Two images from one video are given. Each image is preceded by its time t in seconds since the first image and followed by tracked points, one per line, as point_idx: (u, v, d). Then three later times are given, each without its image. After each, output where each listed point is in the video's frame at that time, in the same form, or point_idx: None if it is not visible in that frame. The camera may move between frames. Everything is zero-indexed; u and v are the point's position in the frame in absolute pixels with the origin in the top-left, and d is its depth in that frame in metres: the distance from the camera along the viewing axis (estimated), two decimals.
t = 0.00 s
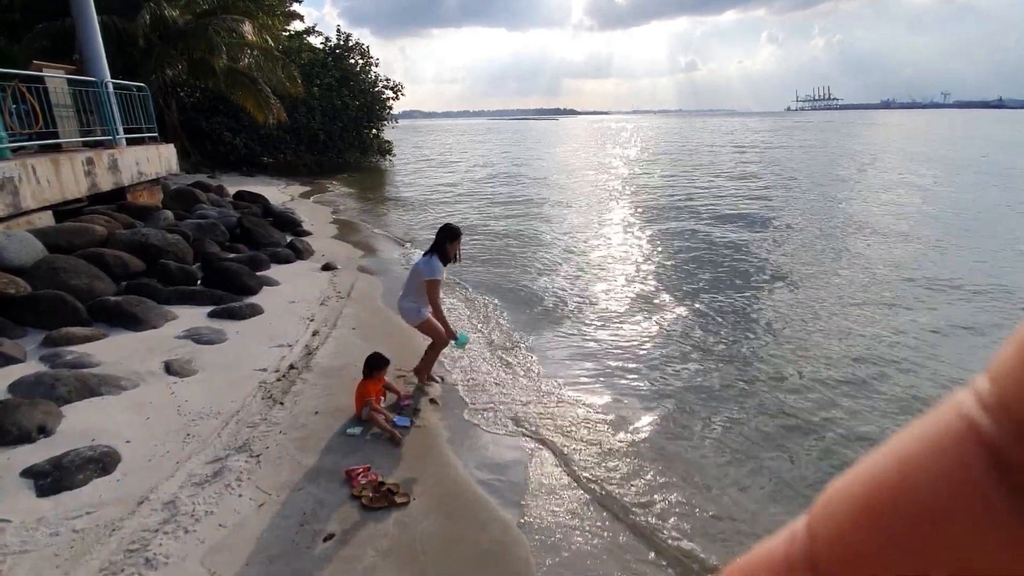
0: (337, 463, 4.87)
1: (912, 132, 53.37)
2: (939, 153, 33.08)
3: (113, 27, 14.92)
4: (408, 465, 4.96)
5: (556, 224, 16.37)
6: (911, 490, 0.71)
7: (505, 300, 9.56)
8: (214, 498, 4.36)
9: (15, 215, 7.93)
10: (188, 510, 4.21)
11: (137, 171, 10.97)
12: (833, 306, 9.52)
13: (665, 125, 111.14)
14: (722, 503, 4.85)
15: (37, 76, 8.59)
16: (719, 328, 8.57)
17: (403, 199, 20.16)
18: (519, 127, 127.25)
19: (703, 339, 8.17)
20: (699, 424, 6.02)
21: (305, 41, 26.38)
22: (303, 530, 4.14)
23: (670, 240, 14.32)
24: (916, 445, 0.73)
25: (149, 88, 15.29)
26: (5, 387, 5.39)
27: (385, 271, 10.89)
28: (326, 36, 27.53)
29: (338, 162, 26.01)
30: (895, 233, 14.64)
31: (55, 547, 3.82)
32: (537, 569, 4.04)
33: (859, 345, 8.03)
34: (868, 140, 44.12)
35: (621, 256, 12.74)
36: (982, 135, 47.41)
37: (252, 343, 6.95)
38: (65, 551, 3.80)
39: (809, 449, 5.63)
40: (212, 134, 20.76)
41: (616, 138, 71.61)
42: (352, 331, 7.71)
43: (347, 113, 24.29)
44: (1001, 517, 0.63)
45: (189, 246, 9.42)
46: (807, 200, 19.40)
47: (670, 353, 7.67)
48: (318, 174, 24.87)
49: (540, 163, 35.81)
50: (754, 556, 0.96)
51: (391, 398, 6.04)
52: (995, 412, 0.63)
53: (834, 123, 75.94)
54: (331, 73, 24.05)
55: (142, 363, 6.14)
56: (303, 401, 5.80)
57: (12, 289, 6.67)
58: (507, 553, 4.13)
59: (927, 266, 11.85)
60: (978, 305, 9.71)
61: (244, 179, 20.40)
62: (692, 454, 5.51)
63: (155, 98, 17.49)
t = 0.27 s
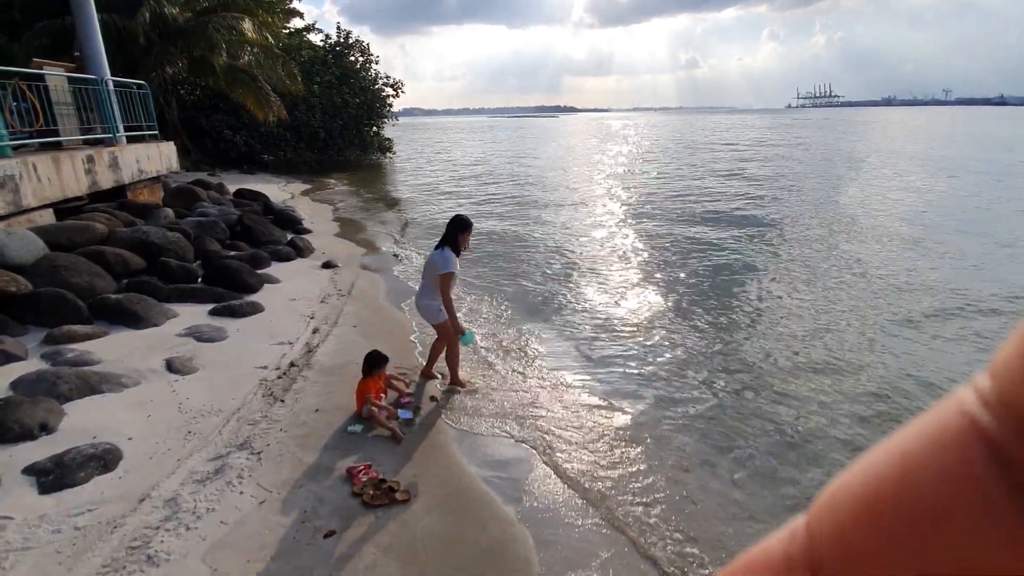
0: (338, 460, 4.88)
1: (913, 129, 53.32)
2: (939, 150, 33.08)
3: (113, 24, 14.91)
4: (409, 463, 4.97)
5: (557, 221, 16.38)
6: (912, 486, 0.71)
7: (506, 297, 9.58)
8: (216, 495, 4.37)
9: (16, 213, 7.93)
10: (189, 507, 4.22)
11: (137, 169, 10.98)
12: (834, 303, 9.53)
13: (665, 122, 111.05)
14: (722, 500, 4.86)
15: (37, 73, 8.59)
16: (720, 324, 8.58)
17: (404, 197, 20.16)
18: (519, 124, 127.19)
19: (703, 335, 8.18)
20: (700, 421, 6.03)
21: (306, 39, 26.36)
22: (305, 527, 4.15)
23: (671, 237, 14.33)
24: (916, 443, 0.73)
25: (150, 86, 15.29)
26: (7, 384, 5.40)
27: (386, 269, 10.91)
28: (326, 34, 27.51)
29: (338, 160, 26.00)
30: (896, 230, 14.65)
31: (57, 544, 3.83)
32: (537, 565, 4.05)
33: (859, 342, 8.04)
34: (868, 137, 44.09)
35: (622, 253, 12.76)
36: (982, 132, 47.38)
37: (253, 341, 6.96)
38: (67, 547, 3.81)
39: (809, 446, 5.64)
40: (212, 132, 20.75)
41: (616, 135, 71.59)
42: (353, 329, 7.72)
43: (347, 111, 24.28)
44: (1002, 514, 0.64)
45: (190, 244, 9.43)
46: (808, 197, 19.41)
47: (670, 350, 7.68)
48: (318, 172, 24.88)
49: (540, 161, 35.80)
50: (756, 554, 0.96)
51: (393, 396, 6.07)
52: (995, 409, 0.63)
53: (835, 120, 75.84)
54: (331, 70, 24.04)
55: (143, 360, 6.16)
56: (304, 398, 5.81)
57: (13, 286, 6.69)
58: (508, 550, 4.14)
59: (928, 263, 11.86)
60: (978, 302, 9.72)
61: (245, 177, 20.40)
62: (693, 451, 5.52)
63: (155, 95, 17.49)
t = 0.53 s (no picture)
0: (339, 459, 4.89)
1: (914, 127, 53.25)
2: (940, 148, 32.99)
3: (113, 23, 14.91)
4: (409, 462, 4.98)
5: (557, 219, 16.38)
6: (910, 485, 0.72)
7: (506, 295, 9.58)
8: (217, 494, 4.38)
9: (16, 212, 7.94)
10: (190, 506, 4.23)
11: (137, 167, 10.98)
12: (833, 301, 9.53)
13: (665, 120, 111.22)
14: (722, 498, 4.87)
15: (37, 72, 8.59)
16: (719, 323, 8.58)
17: (404, 196, 20.16)
18: (520, 123, 127.15)
19: (703, 334, 8.19)
20: (699, 419, 6.03)
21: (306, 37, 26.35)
22: (306, 525, 4.16)
23: (671, 235, 14.33)
24: (914, 442, 0.73)
25: (150, 85, 15.28)
26: (8, 383, 5.41)
27: (386, 268, 10.91)
28: (326, 32, 27.50)
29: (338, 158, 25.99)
30: (896, 228, 14.66)
31: (58, 542, 3.84)
32: (538, 564, 4.06)
33: (860, 341, 8.03)
34: (869, 136, 44.01)
35: (622, 251, 12.76)
36: (983, 130, 47.33)
37: (254, 340, 6.97)
38: (68, 546, 3.82)
39: (809, 445, 5.64)
40: (212, 130, 20.74)
41: (616, 133, 71.53)
42: (354, 328, 7.73)
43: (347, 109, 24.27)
44: (998, 509, 0.64)
45: (190, 243, 9.44)
46: (808, 196, 19.42)
47: (669, 348, 7.69)
48: (318, 170, 24.87)
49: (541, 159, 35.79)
50: (753, 553, 0.96)
51: (394, 395, 6.09)
52: (993, 406, 0.64)
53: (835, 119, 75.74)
54: (331, 69, 24.03)
55: (144, 359, 6.16)
56: (305, 397, 5.82)
57: (14, 285, 6.70)
58: (509, 549, 4.15)
59: (928, 262, 11.85)
60: (978, 300, 9.72)
61: (245, 175, 20.40)
62: (693, 449, 5.52)
63: (155, 94, 17.50)
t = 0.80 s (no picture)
0: (340, 458, 4.89)
1: (914, 125, 53.22)
2: (940, 147, 32.96)
3: (113, 22, 14.89)
4: (410, 460, 4.98)
5: (557, 218, 16.38)
6: (908, 483, 0.72)
7: (506, 294, 9.58)
8: (218, 493, 4.38)
9: (17, 211, 7.94)
10: (191, 505, 4.23)
11: (138, 167, 10.98)
12: (834, 300, 9.53)
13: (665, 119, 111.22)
14: (722, 497, 4.87)
15: (37, 72, 8.59)
16: (719, 321, 8.58)
17: (404, 194, 20.17)
18: (520, 121, 127.16)
19: (704, 332, 8.18)
20: (700, 418, 6.03)
21: (306, 36, 26.34)
22: (307, 523, 4.17)
23: (672, 234, 14.33)
24: (911, 440, 0.73)
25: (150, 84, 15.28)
26: (9, 382, 5.41)
27: (386, 267, 10.91)
28: (326, 31, 27.48)
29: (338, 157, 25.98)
30: (896, 227, 14.66)
31: (60, 541, 3.84)
32: (539, 562, 4.06)
33: (861, 339, 8.03)
34: (869, 134, 43.99)
35: (622, 250, 12.76)
36: (984, 129, 47.36)
37: (254, 339, 6.97)
38: (69, 545, 3.82)
39: (809, 443, 5.65)
40: (212, 130, 20.74)
41: (616, 132, 71.53)
42: (354, 327, 7.73)
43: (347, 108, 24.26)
44: (998, 508, 0.64)
45: (191, 242, 9.44)
46: (808, 194, 19.41)
47: (669, 347, 7.69)
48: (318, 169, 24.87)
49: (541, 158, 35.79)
50: (751, 552, 0.96)
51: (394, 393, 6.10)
52: (992, 405, 0.64)
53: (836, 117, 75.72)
54: (331, 68, 24.03)
55: (145, 358, 6.17)
56: (306, 396, 5.82)
57: (15, 285, 6.70)
58: (510, 548, 4.15)
59: (928, 260, 11.85)
60: (978, 299, 9.72)
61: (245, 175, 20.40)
62: (693, 448, 5.52)
63: (155, 93, 17.50)
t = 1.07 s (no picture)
0: (340, 458, 4.89)
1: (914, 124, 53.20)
2: (940, 146, 32.93)
3: (112, 22, 14.89)
4: (410, 460, 4.98)
5: (556, 217, 16.39)
6: (905, 484, 0.72)
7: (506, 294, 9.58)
8: (219, 492, 4.39)
9: (17, 211, 7.94)
10: (192, 505, 4.23)
11: (137, 167, 10.98)
12: (834, 299, 9.53)
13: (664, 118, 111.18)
14: (722, 496, 4.88)
15: (37, 71, 8.58)
16: (720, 321, 8.59)
17: (404, 194, 20.18)
18: (519, 121, 127.21)
19: (704, 332, 8.18)
20: (700, 417, 6.04)
21: (305, 35, 26.33)
22: (307, 523, 4.17)
23: (672, 233, 14.33)
24: (907, 442, 0.74)
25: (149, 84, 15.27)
26: (9, 382, 5.42)
27: (386, 266, 10.91)
28: (326, 31, 27.46)
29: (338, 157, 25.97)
30: (896, 226, 14.67)
31: (60, 541, 3.85)
32: (539, 561, 4.06)
33: (860, 338, 8.04)
34: (868, 132, 43.99)
35: (622, 249, 12.76)
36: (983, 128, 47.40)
37: (254, 339, 6.97)
38: (70, 545, 3.83)
39: (809, 442, 5.65)
40: (212, 129, 20.74)
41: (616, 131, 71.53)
42: (354, 326, 7.73)
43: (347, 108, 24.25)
44: (992, 507, 0.64)
45: (190, 242, 9.44)
46: (807, 193, 19.41)
47: (669, 346, 7.69)
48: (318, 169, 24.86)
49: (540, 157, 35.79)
50: (745, 554, 0.96)
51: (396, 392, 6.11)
52: (989, 406, 0.64)
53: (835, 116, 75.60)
54: (331, 68, 24.03)
55: (145, 358, 6.17)
56: (305, 396, 5.83)
57: (15, 285, 6.70)
58: (510, 547, 4.15)
59: (927, 259, 11.84)
60: (977, 297, 9.73)
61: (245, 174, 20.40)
62: (693, 447, 5.53)
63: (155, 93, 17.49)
